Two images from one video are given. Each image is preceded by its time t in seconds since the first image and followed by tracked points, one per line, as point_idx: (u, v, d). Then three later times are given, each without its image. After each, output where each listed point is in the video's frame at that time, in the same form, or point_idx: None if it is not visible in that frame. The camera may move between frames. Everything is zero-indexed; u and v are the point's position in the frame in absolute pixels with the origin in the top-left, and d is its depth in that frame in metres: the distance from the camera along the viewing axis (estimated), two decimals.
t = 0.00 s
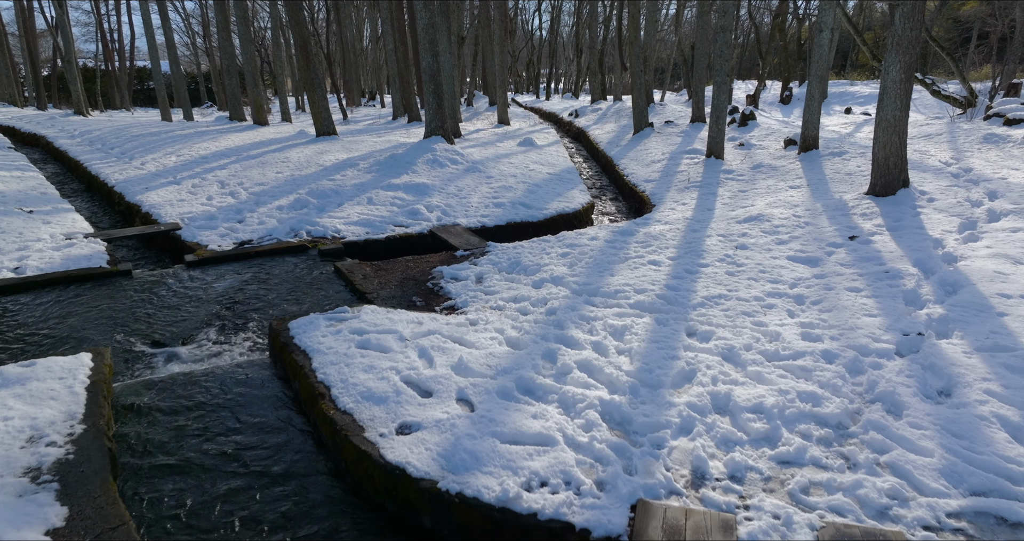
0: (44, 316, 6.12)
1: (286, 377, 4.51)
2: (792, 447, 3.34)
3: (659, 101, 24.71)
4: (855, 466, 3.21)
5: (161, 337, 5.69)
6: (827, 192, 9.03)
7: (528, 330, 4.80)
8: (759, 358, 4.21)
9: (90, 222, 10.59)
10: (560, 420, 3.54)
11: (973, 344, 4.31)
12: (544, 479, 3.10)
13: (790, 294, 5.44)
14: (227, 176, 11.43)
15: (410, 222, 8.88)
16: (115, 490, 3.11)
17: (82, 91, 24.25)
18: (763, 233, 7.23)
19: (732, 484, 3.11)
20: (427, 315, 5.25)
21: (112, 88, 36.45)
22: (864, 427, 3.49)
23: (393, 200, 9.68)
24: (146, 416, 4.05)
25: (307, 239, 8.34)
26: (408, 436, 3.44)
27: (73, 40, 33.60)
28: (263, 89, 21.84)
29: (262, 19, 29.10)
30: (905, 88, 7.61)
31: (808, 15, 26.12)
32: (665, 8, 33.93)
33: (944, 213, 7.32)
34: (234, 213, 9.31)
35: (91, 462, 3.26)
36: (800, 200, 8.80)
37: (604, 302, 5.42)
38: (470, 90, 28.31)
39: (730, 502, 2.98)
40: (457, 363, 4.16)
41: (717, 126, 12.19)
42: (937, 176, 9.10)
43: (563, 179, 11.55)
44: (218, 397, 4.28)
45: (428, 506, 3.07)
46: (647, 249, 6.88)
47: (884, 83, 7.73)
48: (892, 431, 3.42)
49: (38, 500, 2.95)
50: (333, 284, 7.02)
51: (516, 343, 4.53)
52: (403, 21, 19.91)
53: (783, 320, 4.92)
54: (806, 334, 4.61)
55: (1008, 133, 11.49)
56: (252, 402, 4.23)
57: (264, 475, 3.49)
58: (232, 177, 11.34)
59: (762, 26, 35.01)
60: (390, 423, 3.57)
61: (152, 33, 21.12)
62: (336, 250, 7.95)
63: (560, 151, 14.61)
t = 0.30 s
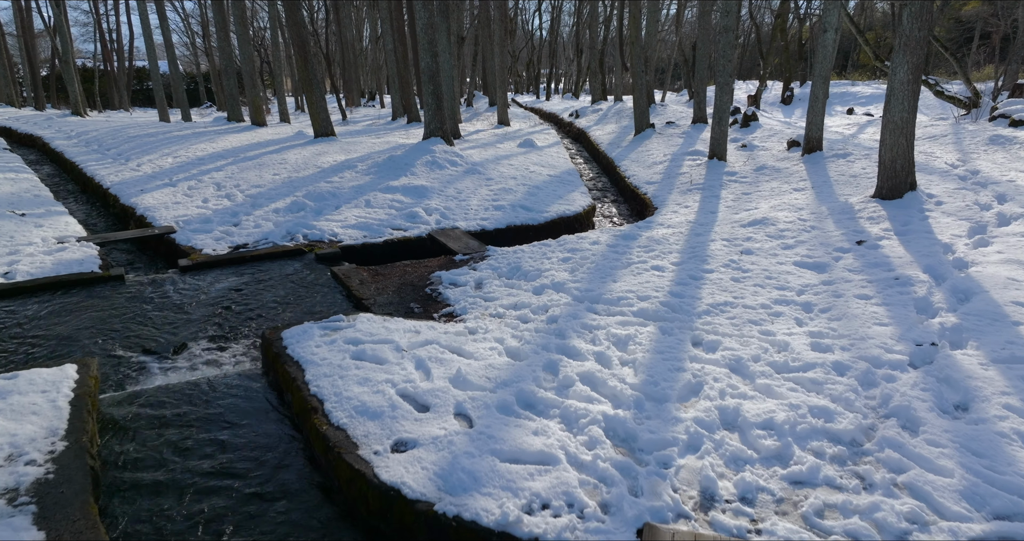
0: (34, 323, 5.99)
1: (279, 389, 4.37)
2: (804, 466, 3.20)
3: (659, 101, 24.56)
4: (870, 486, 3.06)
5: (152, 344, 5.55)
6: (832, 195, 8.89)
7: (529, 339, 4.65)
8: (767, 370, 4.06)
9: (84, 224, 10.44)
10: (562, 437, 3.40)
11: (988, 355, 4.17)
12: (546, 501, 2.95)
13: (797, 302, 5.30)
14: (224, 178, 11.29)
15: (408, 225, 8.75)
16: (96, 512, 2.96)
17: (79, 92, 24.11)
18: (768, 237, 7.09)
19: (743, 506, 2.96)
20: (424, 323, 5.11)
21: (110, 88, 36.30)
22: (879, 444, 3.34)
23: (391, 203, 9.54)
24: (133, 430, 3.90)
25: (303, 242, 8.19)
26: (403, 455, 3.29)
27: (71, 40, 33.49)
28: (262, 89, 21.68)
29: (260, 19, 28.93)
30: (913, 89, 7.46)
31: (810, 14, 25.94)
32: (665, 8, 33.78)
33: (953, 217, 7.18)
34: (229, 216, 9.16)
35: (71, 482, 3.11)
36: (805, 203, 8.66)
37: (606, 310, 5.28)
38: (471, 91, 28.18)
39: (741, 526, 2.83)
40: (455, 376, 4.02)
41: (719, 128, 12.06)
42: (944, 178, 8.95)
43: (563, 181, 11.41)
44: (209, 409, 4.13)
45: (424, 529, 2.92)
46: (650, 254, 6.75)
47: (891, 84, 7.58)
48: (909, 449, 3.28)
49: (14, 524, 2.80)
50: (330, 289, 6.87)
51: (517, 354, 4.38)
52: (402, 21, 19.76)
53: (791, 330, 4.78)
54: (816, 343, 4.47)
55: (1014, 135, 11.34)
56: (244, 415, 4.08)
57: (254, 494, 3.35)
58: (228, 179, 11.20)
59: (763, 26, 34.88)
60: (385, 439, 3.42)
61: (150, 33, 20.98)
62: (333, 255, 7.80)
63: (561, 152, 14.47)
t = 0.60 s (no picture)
0: (23, 330, 5.86)
1: (272, 401, 4.22)
2: (819, 487, 3.05)
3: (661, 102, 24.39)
4: (889, 509, 2.91)
5: (143, 353, 5.42)
6: (837, 198, 8.74)
7: (529, 350, 4.51)
8: (777, 383, 3.92)
9: (79, 227, 10.31)
10: (565, 455, 3.26)
11: (1006, 367, 4.02)
12: (548, 525, 2.80)
13: (806, 310, 5.16)
14: (220, 180, 11.15)
15: (407, 228, 8.60)
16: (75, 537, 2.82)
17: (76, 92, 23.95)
18: (773, 242, 6.95)
19: (756, 531, 2.82)
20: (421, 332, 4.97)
21: (109, 88, 36.19)
22: (896, 463, 3.19)
23: (389, 206, 9.40)
24: (120, 445, 3.76)
25: (299, 247, 8.05)
26: (398, 474, 3.14)
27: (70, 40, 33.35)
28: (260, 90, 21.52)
29: (259, 19, 28.78)
30: (921, 91, 7.30)
31: (812, 14, 25.77)
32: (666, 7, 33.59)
33: (962, 221, 7.03)
34: (225, 219, 9.03)
35: (51, 504, 2.97)
36: (810, 206, 8.52)
37: (610, 318, 5.14)
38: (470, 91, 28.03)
39: None
40: (453, 390, 3.87)
41: (722, 130, 11.93)
42: (951, 181, 8.80)
43: (564, 183, 11.26)
44: (198, 424, 3.98)
45: None
46: (653, 259, 6.61)
47: (898, 85, 7.43)
48: (928, 469, 3.13)
49: None
50: (326, 296, 6.73)
51: (518, 367, 4.24)
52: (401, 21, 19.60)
53: (801, 339, 4.64)
54: (826, 354, 4.32)
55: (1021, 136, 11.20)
56: (234, 429, 3.94)
57: (243, 514, 3.21)
58: (225, 181, 11.06)
59: (764, 27, 34.76)
60: (380, 458, 3.27)
61: (148, 33, 20.85)
62: (330, 259, 7.66)
63: (562, 154, 14.34)
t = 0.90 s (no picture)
0: (12, 338, 5.72)
1: (264, 415, 4.08)
2: (834, 510, 2.91)
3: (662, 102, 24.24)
4: (909, 534, 2.77)
5: (134, 362, 5.28)
6: (843, 201, 8.60)
7: (531, 361, 4.36)
8: (788, 397, 3.78)
9: (74, 230, 10.18)
10: (569, 475, 3.11)
11: None
12: None
13: (814, 318, 5.02)
14: (217, 182, 11.01)
15: (405, 232, 8.47)
16: None
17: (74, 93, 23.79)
18: (779, 247, 6.81)
19: None
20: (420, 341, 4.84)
21: (108, 88, 36.09)
22: (914, 484, 3.05)
23: (388, 209, 9.26)
24: (105, 462, 3.62)
25: (296, 251, 7.91)
26: (394, 496, 3.00)
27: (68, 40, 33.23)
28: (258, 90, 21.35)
29: (258, 19, 28.64)
30: (929, 92, 7.16)
31: (813, 14, 25.58)
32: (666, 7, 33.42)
33: (971, 225, 6.89)
34: (221, 223, 8.89)
35: (28, 529, 2.83)
36: (815, 210, 8.38)
37: (613, 327, 5.00)
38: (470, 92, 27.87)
39: None
40: (452, 405, 3.73)
41: (724, 131, 11.78)
42: (958, 184, 8.66)
43: (565, 185, 11.12)
44: (188, 439, 3.83)
45: None
46: (657, 264, 6.47)
47: (906, 87, 7.28)
48: (949, 491, 2.99)
49: None
50: (322, 302, 6.58)
51: (519, 380, 4.10)
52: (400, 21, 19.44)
53: (810, 349, 4.50)
54: (838, 366, 4.18)
55: None
56: (225, 445, 3.79)
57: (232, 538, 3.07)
58: (221, 183, 10.92)
59: (766, 27, 34.60)
60: (374, 478, 3.13)
61: (146, 33, 20.72)
62: (327, 264, 7.52)
63: (562, 155, 14.21)
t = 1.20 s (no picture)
0: None
1: (255, 429, 3.93)
2: (850, 534, 2.77)
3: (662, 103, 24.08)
4: None
5: (123, 371, 5.13)
6: (848, 204, 8.46)
7: (531, 372, 4.22)
8: (798, 411, 3.64)
9: (67, 233, 10.04)
10: (571, 497, 2.97)
11: None
12: None
13: (823, 326, 4.88)
14: (213, 184, 10.87)
15: (403, 236, 8.33)
16: None
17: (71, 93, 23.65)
18: (784, 251, 6.67)
19: None
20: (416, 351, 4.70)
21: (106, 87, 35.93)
22: (933, 506, 2.92)
23: (386, 212, 9.12)
24: (89, 480, 3.48)
25: (292, 255, 7.77)
26: (388, 519, 2.85)
27: (66, 40, 33.08)
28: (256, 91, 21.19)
29: (256, 19, 28.49)
30: (937, 94, 7.02)
31: (814, 14, 25.42)
32: (666, 7, 33.27)
33: (980, 229, 6.75)
34: (216, 226, 8.75)
35: None
36: (820, 213, 8.25)
37: (616, 335, 4.86)
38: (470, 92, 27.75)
39: None
40: (449, 420, 3.58)
41: (727, 132, 11.64)
42: (965, 186, 8.51)
43: (566, 187, 10.97)
44: (176, 454, 3.69)
45: None
46: (660, 270, 6.33)
47: (913, 88, 7.15)
48: (969, 513, 2.85)
49: None
50: (318, 308, 6.43)
51: (519, 392, 3.96)
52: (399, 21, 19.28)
53: (819, 360, 4.35)
54: (849, 378, 4.04)
55: None
56: (214, 461, 3.65)
57: None
58: (217, 185, 10.77)
59: (766, 27, 34.45)
60: (367, 499, 2.98)
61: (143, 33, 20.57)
62: (323, 269, 7.37)
63: (562, 157, 14.07)
